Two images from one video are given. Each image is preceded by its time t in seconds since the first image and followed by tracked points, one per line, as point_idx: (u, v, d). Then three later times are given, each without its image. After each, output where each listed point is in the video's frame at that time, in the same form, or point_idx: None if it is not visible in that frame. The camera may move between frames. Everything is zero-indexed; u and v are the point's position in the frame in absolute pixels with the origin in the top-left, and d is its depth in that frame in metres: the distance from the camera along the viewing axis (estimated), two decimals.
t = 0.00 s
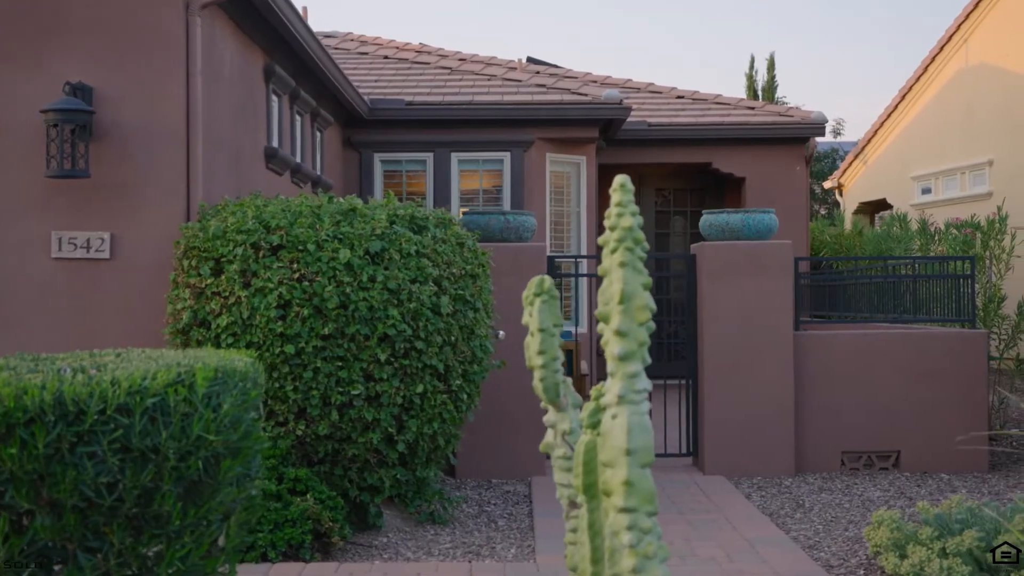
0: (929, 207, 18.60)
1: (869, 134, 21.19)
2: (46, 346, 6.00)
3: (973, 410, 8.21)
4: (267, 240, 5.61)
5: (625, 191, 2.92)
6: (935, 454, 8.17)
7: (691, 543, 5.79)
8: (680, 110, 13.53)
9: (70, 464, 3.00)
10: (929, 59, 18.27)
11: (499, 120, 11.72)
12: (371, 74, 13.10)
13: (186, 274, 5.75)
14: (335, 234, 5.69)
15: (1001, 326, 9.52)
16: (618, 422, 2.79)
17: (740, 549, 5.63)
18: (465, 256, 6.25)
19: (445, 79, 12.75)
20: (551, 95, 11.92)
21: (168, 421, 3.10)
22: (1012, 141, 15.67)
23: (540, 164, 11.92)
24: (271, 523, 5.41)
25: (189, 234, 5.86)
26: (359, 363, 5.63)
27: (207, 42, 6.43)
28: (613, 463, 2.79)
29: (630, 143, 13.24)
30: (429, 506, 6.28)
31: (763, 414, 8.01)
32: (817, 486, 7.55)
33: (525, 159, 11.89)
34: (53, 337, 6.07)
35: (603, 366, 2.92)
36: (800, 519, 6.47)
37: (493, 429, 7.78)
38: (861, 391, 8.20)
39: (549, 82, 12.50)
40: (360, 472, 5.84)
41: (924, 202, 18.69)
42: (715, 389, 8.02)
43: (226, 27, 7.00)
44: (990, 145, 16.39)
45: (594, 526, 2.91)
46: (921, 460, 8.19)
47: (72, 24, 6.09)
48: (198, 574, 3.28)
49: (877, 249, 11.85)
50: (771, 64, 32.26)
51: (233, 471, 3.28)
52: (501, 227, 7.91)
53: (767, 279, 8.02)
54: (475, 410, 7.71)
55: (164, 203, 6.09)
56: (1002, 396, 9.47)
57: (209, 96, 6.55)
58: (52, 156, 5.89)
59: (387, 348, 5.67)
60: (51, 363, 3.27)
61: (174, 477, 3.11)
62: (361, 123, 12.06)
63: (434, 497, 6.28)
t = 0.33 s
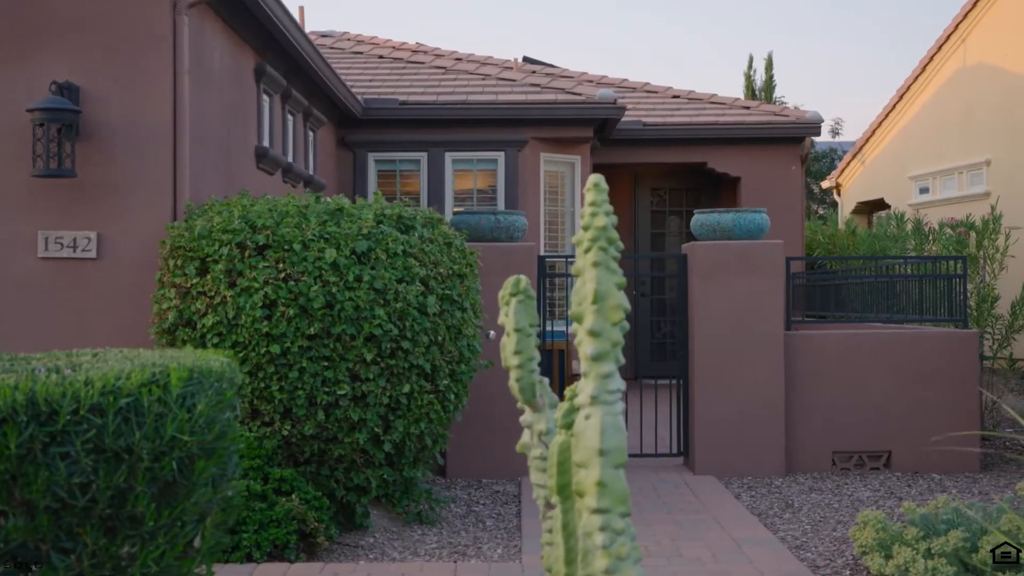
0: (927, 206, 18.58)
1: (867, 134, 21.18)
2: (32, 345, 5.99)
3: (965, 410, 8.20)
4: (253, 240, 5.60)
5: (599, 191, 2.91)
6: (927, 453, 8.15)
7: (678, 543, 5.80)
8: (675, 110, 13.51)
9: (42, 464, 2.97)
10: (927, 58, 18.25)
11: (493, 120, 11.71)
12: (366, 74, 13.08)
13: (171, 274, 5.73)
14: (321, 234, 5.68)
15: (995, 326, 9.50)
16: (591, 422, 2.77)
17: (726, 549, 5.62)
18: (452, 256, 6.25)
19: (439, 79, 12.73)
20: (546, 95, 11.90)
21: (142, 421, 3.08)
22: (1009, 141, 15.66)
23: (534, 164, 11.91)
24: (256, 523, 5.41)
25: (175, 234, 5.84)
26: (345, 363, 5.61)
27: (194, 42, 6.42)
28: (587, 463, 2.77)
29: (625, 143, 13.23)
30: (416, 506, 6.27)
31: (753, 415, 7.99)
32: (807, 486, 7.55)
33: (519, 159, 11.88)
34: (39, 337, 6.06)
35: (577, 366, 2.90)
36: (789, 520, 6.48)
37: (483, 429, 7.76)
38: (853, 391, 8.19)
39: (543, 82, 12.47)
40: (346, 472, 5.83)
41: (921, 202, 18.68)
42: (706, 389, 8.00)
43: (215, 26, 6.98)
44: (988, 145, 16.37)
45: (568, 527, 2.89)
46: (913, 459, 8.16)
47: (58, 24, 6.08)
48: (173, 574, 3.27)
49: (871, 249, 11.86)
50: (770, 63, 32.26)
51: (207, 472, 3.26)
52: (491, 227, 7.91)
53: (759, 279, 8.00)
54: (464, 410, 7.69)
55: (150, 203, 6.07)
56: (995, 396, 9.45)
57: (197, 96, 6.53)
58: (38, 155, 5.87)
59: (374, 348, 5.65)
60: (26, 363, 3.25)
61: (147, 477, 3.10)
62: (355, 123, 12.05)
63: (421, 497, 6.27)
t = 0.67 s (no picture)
0: (925, 206, 18.54)
1: (866, 134, 21.15)
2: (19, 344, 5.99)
3: (956, 410, 8.19)
4: (238, 239, 5.58)
5: (572, 191, 2.89)
6: (918, 454, 8.13)
7: (666, 544, 5.78)
8: (671, 110, 13.49)
9: (14, 464, 2.96)
10: (925, 58, 18.24)
11: (487, 119, 11.69)
12: (361, 73, 13.06)
13: (157, 274, 5.71)
14: (307, 234, 5.67)
15: (988, 325, 9.48)
16: (564, 423, 2.75)
17: (713, 549, 5.62)
18: (440, 256, 6.26)
19: (433, 79, 12.71)
20: (540, 94, 11.88)
21: (115, 422, 3.07)
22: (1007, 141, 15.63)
23: (528, 164, 11.89)
24: (241, 523, 5.40)
25: (161, 234, 5.82)
26: (331, 363, 5.60)
27: (182, 41, 6.41)
28: (560, 464, 2.75)
29: (620, 143, 13.21)
30: (404, 506, 6.26)
31: (744, 415, 7.98)
32: (798, 486, 7.55)
33: (513, 159, 11.86)
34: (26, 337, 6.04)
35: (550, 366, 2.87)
36: (777, 520, 6.48)
37: (474, 429, 7.75)
38: (844, 391, 8.18)
39: (538, 81, 12.45)
40: (333, 472, 5.82)
41: (919, 202, 18.67)
42: (696, 389, 7.99)
43: (203, 25, 6.97)
44: (986, 145, 16.33)
45: (542, 528, 2.87)
46: (904, 459, 8.15)
47: (43, 23, 6.06)
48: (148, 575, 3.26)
49: (867, 249, 11.84)
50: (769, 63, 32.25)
51: (182, 472, 3.24)
52: (482, 226, 7.89)
53: (749, 279, 7.99)
54: (454, 410, 7.67)
55: (136, 202, 6.06)
56: (989, 395, 9.43)
57: (185, 95, 6.52)
58: (23, 154, 5.86)
59: (360, 348, 5.64)
60: None
61: (120, 478, 3.09)
62: (349, 123, 12.03)
63: (409, 497, 6.26)
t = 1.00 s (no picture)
0: (923, 205, 18.53)
1: (864, 133, 21.15)
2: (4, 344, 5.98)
3: (949, 409, 8.17)
4: (224, 239, 5.57)
5: (542, 191, 2.88)
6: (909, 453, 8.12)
7: (652, 544, 5.78)
8: (667, 109, 13.47)
9: None
10: (923, 57, 18.21)
11: (482, 119, 11.68)
12: (356, 73, 13.06)
13: (142, 274, 5.69)
14: (293, 234, 5.66)
15: (982, 325, 9.45)
16: (534, 423, 2.73)
17: (699, 549, 5.62)
18: (427, 256, 6.27)
19: (428, 78, 12.70)
20: (535, 94, 11.86)
21: (87, 422, 3.06)
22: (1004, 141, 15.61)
23: (523, 164, 11.88)
24: (226, 523, 5.39)
25: (146, 234, 5.81)
26: (317, 363, 5.60)
27: (169, 42, 6.41)
28: (530, 464, 2.74)
29: (616, 142, 13.19)
30: (392, 506, 6.25)
31: (735, 416, 7.97)
32: (788, 487, 7.54)
33: (508, 158, 11.84)
34: (13, 337, 6.04)
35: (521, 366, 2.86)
36: (766, 520, 6.47)
37: (465, 429, 7.74)
38: (836, 391, 8.16)
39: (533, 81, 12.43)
40: (319, 472, 5.81)
41: (917, 201, 18.65)
42: (687, 389, 7.98)
43: (192, 25, 6.95)
44: (983, 144, 16.31)
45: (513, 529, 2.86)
46: (895, 459, 8.14)
47: (31, 24, 6.06)
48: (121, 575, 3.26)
49: (861, 249, 11.82)
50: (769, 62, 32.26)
51: (156, 473, 3.24)
52: (473, 226, 7.90)
53: (740, 279, 7.97)
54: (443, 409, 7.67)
55: (121, 202, 6.06)
56: (983, 395, 9.41)
57: (173, 95, 6.53)
58: (10, 153, 5.84)
59: (346, 347, 5.63)
60: None
61: (92, 479, 3.08)
62: (344, 123, 12.02)
63: (397, 497, 6.25)
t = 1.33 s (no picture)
0: (921, 204, 18.52)
1: (862, 133, 21.15)
2: None
3: (943, 410, 8.14)
4: (209, 239, 5.57)
5: (510, 190, 2.88)
6: (901, 453, 8.10)
7: (638, 544, 5.77)
8: (662, 109, 13.45)
9: None
10: (921, 56, 18.19)
11: (476, 118, 11.67)
12: (351, 72, 13.05)
13: (128, 274, 5.68)
14: (279, 234, 5.66)
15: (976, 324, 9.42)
16: (503, 423, 2.72)
17: (685, 550, 5.61)
18: (415, 255, 6.29)
19: (423, 78, 12.69)
20: (529, 93, 11.85)
21: (57, 423, 3.06)
22: (1003, 140, 15.58)
23: (517, 163, 11.87)
24: (211, 523, 5.38)
25: (132, 234, 5.80)
26: (303, 363, 5.60)
27: (156, 41, 6.41)
28: (498, 465, 2.73)
29: (611, 142, 13.18)
30: (380, 506, 6.25)
31: (726, 415, 7.96)
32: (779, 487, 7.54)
33: (502, 157, 11.83)
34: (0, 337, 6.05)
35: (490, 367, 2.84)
36: (755, 520, 6.46)
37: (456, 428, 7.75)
38: (828, 390, 8.15)
39: (527, 80, 12.41)
40: (305, 472, 5.80)
41: (915, 201, 18.63)
42: (678, 389, 7.97)
43: (180, 26, 6.97)
44: (981, 143, 16.29)
45: (483, 530, 2.85)
46: (887, 459, 8.12)
47: (17, 24, 6.06)
48: None
49: (857, 248, 11.81)
50: (769, 61, 32.24)
51: (130, 473, 3.24)
52: (464, 226, 8.01)
53: (731, 278, 7.96)
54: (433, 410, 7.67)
55: (108, 203, 6.06)
56: (977, 395, 9.39)
57: (161, 95, 6.54)
58: None
59: (332, 347, 5.63)
60: None
61: (64, 480, 3.08)
62: (338, 123, 12.01)
63: (385, 497, 6.24)
